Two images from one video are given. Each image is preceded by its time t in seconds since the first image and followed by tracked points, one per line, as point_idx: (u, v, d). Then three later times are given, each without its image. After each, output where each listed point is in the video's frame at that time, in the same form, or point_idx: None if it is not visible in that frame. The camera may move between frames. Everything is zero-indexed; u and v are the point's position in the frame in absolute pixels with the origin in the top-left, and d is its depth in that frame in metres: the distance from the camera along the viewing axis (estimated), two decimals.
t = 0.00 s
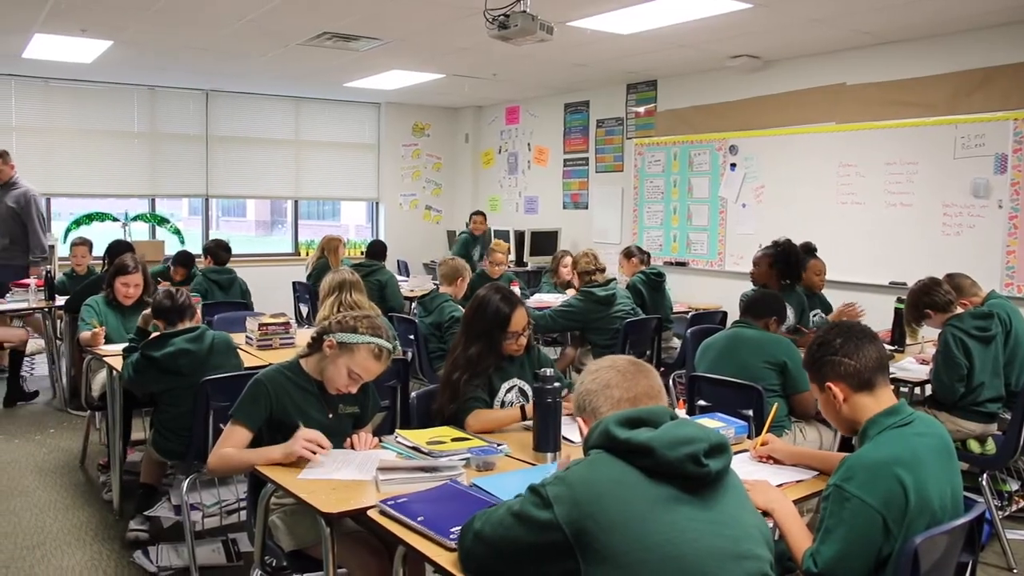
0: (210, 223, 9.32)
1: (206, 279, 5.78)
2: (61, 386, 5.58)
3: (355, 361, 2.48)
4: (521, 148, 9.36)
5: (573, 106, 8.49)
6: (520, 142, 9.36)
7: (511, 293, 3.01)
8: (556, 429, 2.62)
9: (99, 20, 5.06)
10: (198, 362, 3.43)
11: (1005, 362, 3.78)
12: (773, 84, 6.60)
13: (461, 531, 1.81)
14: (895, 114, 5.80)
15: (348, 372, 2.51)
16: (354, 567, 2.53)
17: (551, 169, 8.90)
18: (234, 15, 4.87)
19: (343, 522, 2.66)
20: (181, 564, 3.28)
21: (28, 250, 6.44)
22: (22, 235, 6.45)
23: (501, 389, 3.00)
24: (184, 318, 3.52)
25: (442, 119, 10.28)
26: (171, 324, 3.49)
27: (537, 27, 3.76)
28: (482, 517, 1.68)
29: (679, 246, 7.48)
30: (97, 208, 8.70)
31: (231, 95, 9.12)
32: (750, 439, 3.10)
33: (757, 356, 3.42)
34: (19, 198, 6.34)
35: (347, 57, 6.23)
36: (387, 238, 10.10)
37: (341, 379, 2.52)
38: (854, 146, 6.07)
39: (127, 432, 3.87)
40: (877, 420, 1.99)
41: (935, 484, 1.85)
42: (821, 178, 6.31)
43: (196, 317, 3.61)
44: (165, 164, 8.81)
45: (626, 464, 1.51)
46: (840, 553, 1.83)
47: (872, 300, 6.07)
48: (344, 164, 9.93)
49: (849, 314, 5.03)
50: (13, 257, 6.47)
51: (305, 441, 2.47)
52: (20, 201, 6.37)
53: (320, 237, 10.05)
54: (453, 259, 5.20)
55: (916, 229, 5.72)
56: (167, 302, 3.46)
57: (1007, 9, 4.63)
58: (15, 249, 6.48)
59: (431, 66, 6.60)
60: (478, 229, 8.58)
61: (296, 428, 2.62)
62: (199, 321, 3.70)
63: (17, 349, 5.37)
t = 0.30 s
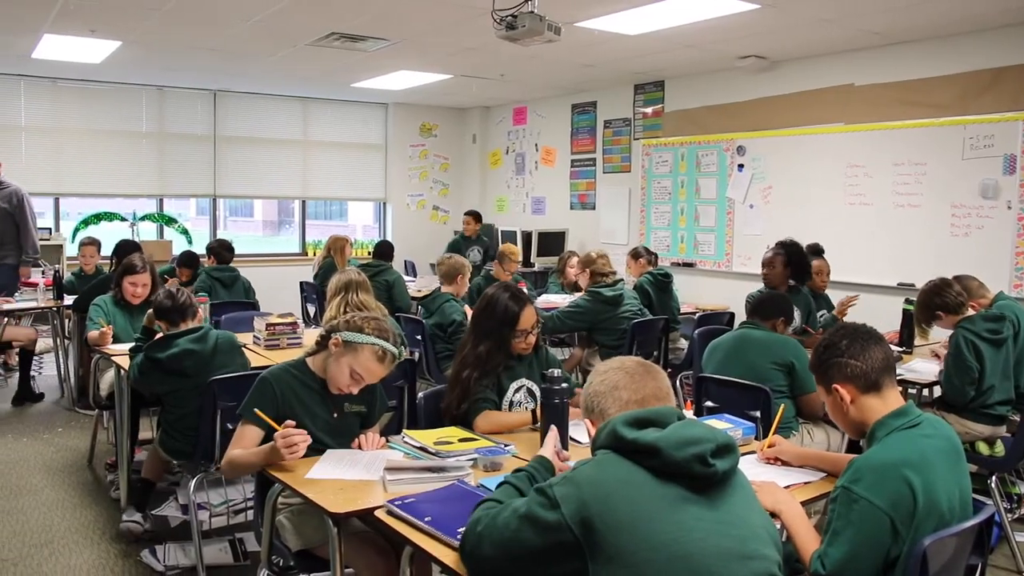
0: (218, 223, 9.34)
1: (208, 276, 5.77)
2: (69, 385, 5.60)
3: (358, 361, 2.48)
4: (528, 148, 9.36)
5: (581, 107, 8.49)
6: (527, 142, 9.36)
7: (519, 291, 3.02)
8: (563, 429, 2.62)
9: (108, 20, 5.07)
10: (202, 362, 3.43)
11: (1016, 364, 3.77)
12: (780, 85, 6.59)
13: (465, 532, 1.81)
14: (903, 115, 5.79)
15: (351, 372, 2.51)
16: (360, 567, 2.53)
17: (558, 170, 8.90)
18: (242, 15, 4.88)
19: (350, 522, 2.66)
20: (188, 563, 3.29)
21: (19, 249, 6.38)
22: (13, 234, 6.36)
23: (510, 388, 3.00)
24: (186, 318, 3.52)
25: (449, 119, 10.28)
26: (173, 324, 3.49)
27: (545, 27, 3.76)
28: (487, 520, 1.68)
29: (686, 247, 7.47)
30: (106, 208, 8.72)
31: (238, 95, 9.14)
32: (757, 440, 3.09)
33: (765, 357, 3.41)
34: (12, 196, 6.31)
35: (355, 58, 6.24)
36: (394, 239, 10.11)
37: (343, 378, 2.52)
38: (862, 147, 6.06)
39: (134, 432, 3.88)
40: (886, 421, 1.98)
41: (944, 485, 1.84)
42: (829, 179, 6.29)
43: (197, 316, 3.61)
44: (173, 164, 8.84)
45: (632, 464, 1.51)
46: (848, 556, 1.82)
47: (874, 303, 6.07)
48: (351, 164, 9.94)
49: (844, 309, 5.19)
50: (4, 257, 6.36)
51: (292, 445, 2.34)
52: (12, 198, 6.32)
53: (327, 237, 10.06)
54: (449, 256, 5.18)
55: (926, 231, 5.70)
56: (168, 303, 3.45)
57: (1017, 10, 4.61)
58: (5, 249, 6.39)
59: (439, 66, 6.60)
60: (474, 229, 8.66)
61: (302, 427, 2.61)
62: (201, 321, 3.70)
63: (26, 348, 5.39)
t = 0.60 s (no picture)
0: (223, 223, 9.36)
1: (209, 276, 5.77)
2: (74, 385, 5.61)
3: (359, 361, 2.48)
4: (533, 148, 9.36)
5: (585, 107, 8.49)
6: (531, 143, 9.37)
7: (525, 294, 3.00)
8: (568, 429, 2.61)
9: (114, 21, 5.08)
10: (206, 363, 3.43)
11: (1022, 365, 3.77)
12: (785, 85, 6.59)
13: (470, 533, 1.81)
14: (908, 115, 5.78)
15: (351, 372, 2.51)
16: (366, 567, 2.53)
17: (562, 170, 8.90)
18: (247, 16, 4.89)
19: (355, 522, 2.66)
20: (192, 563, 3.29)
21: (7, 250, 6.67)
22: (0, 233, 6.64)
23: (514, 390, 3.01)
24: (189, 319, 3.52)
25: (453, 119, 10.29)
26: (176, 325, 3.49)
27: (549, 27, 3.76)
28: (493, 521, 1.68)
29: (690, 247, 7.47)
30: (111, 209, 8.73)
31: (243, 96, 9.15)
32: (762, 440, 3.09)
33: (770, 357, 3.40)
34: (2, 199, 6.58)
35: (359, 58, 6.24)
36: (399, 239, 10.11)
37: (344, 378, 2.52)
38: (866, 147, 6.05)
39: (139, 432, 3.88)
40: (891, 421, 1.98)
41: (949, 485, 1.84)
42: (834, 179, 6.28)
43: (200, 316, 3.62)
44: (178, 165, 8.86)
45: (636, 465, 1.51)
46: (854, 555, 1.82)
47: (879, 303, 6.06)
48: (356, 165, 9.95)
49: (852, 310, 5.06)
50: None
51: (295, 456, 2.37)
52: None
53: (331, 237, 10.08)
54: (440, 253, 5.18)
55: (931, 232, 5.70)
56: (170, 302, 3.45)
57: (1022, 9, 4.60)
58: None
59: (443, 67, 6.61)
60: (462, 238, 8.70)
61: (305, 427, 2.61)
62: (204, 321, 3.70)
63: (31, 348, 5.39)
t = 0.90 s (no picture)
0: (228, 224, 9.37)
1: (214, 277, 5.78)
2: (80, 386, 5.62)
3: (363, 362, 2.49)
4: (537, 149, 9.36)
5: (590, 107, 8.48)
6: (536, 143, 9.36)
7: (533, 301, 3.02)
8: (573, 430, 2.62)
9: (120, 23, 5.10)
10: (212, 364, 3.43)
11: None
12: (789, 85, 6.58)
13: (476, 534, 1.81)
14: (913, 115, 5.77)
15: (355, 373, 2.51)
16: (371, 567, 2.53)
17: (567, 170, 8.89)
18: (252, 18, 4.89)
19: (360, 523, 2.66)
20: (199, 564, 3.30)
21: None
22: None
23: (519, 394, 3.06)
24: (197, 319, 3.52)
25: (458, 121, 10.28)
26: (183, 325, 3.49)
27: (553, 28, 3.75)
28: (499, 522, 1.68)
29: (695, 247, 7.46)
30: (116, 211, 8.74)
31: (248, 97, 9.16)
32: (768, 441, 3.08)
33: (775, 357, 3.40)
34: None
35: (364, 59, 6.25)
36: (404, 240, 10.11)
37: (348, 379, 2.52)
38: (872, 147, 6.04)
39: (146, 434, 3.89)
40: (897, 421, 1.98)
41: (956, 486, 1.84)
42: (839, 179, 6.28)
43: (207, 317, 3.62)
44: (183, 166, 8.88)
45: (641, 466, 1.51)
46: (859, 556, 1.81)
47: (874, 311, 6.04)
48: (361, 166, 9.96)
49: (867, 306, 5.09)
50: None
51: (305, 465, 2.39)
52: None
53: (336, 239, 10.09)
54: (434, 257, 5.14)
55: (937, 232, 5.68)
56: (179, 301, 3.45)
57: None
58: None
59: (447, 67, 6.61)
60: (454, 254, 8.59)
61: (310, 428, 2.61)
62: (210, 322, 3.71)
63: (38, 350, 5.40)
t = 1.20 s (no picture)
0: (232, 227, 9.38)
1: (219, 280, 5.78)
2: (85, 390, 5.62)
3: (367, 364, 2.48)
4: (542, 151, 9.35)
5: (595, 108, 8.48)
6: (541, 145, 9.36)
7: (540, 307, 3.02)
8: (578, 432, 2.61)
9: (125, 26, 5.10)
10: (217, 367, 3.42)
11: None
12: (794, 85, 6.57)
13: (482, 536, 1.80)
14: (919, 114, 5.75)
15: (360, 375, 2.50)
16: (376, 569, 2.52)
17: (572, 172, 8.89)
18: (256, 20, 4.89)
19: (366, 526, 2.66)
20: (205, 567, 3.30)
21: None
22: None
23: (524, 397, 3.06)
24: (203, 323, 3.50)
25: (462, 123, 10.28)
26: (189, 328, 3.48)
27: (558, 30, 3.75)
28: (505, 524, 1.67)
29: (701, 248, 7.45)
30: (121, 214, 8.75)
31: (252, 100, 9.17)
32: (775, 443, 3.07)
33: (781, 358, 3.38)
34: None
35: (368, 62, 6.25)
36: (408, 242, 10.11)
37: (353, 381, 2.52)
38: (877, 147, 6.03)
39: (152, 437, 3.89)
40: (905, 423, 1.96)
41: (964, 487, 1.82)
42: (844, 179, 6.26)
43: (214, 320, 3.60)
44: (188, 169, 8.89)
45: (648, 468, 1.50)
46: (867, 558, 1.80)
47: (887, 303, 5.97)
48: (365, 168, 9.96)
49: (884, 304, 5.04)
50: None
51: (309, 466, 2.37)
52: None
53: (340, 241, 10.09)
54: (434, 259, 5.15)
55: (943, 232, 5.67)
56: (185, 305, 3.43)
57: None
58: None
59: (451, 69, 6.60)
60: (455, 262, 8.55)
61: (315, 430, 2.61)
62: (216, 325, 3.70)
63: (43, 354, 5.40)
